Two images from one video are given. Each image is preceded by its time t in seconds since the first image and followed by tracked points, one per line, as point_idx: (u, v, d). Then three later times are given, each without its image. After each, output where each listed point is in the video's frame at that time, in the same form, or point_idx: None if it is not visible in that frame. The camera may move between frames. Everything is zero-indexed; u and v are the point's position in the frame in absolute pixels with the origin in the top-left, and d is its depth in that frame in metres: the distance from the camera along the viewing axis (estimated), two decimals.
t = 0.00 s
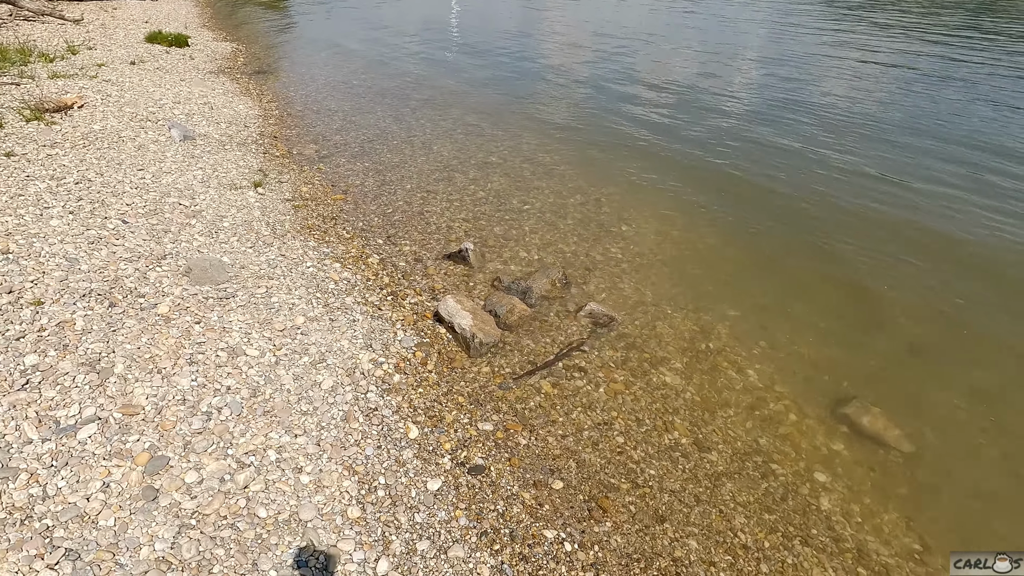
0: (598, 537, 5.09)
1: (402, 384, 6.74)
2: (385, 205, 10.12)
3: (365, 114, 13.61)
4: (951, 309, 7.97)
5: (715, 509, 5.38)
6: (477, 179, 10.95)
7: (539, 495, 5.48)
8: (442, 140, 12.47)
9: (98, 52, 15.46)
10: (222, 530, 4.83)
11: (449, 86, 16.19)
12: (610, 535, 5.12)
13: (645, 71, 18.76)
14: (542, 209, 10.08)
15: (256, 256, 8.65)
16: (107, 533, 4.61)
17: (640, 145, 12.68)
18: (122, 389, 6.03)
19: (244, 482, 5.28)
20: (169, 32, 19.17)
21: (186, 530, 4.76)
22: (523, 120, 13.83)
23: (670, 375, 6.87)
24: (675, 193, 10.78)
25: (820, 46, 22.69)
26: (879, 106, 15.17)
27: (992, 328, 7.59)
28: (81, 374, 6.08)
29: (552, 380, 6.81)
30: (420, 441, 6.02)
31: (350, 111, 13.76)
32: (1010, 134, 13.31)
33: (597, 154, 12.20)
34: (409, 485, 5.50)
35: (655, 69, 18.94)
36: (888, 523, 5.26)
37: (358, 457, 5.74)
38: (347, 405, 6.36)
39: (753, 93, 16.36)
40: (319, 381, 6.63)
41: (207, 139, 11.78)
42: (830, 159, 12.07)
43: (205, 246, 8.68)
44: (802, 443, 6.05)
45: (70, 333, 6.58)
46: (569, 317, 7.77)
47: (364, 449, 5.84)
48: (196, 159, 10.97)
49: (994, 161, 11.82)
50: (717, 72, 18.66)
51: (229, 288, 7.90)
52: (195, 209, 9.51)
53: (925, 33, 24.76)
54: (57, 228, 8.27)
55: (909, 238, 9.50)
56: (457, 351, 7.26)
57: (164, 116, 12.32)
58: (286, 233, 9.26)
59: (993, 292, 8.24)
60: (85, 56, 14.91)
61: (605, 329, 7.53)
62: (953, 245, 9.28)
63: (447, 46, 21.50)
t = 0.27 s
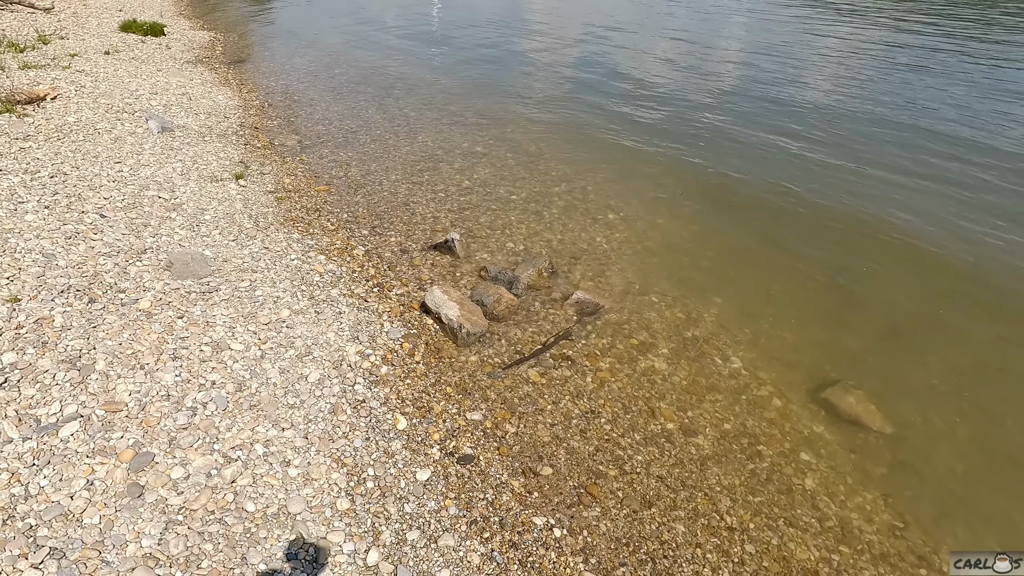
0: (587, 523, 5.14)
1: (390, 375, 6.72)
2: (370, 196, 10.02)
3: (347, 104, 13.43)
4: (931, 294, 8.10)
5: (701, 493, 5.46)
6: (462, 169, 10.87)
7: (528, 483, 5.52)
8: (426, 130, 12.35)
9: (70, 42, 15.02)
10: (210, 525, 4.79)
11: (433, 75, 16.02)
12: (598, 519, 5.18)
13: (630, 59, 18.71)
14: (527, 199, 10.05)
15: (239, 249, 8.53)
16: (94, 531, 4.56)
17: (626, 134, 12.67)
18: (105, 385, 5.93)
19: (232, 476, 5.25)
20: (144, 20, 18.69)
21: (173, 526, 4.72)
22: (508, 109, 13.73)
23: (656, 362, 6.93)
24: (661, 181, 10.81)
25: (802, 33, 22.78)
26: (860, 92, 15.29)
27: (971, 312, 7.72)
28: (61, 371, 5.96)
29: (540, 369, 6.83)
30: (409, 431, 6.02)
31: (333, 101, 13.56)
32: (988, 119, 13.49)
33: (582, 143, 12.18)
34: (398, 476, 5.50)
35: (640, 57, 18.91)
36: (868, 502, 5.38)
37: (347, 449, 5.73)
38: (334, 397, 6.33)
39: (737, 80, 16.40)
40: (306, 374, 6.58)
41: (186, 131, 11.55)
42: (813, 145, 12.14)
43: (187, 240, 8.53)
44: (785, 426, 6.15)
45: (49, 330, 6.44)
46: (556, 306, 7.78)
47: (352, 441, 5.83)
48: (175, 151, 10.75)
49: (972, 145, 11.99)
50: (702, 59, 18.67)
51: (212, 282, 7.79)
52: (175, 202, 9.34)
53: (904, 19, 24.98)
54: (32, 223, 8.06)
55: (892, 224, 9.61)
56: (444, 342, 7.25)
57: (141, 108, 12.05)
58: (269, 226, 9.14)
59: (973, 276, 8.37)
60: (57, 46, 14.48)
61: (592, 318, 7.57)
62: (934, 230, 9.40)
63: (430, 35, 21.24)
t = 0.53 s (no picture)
0: (578, 509, 5.19)
1: (379, 367, 6.70)
2: (356, 188, 9.92)
3: (332, 94, 13.26)
4: (921, 283, 8.14)
5: (690, 478, 5.52)
6: (449, 160, 10.80)
7: (519, 471, 5.55)
8: (412, 120, 12.24)
9: (43, 31, 14.61)
10: (200, 520, 4.77)
11: (418, 64, 15.85)
12: (589, 506, 5.23)
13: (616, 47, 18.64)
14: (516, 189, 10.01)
15: (224, 243, 8.42)
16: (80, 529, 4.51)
17: (613, 123, 12.66)
18: (88, 382, 5.84)
19: (220, 471, 5.20)
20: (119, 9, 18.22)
21: (162, 522, 4.69)
22: (495, 99, 13.62)
23: (645, 350, 6.98)
24: (648, 169, 10.82)
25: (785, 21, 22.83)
26: (845, 78, 15.35)
27: (957, 301, 7.79)
28: (43, 368, 5.85)
29: (531, 359, 6.86)
30: (399, 422, 6.02)
31: (317, 91, 13.38)
32: (971, 104, 13.59)
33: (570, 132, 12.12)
34: (389, 467, 5.50)
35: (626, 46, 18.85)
36: (853, 484, 5.48)
37: (337, 442, 5.71)
38: (323, 390, 6.29)
39: (723, 69, 16.43)
40: (294, 367, 6.53)
41: (166, 123, 11.33)
42: (800, 133, 12.18)
43: (169, 234, 8.39)
44: (772, 411, 6.24)
45: (29, 327, 6.31)
46: (545, 296, 7.78)
47: (342, 433, 5.81)
48: (155, 144, 10.55)
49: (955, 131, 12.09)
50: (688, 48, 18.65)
51: (196, 276, 7.68)
52: (157, 195, 9.17)
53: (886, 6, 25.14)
54: (9, 218, 7.87)
55: (879, 212, 9.67)
56: (434, 332, 7.24)
57: (120, 99, 11.78)
58: (254, 219, 9.02)
59: (957, 264, 8.47)
60: (29, 36, 14.08)
61: (581, 307, 7.58)
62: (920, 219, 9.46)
63: (415, 24, 20.98)
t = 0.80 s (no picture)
0: (570, 500, 5.22)
1: (370, 361, 6.67)
2: (344, 181, 9.82)
3: (317, 86, 13.08)
4: (906, 271, 8.20)
5: (681, 467, 5.57)
6: (438, 152, 10.72)
7: (511, 463, 5.56)
8: (399, 112, 12.12)
9: (18, 23, 14.23)
10: (190, 518, 4.72)
11: (404, 54, 15.66)
12: (582, 496, 5.26)
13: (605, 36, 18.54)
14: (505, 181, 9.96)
15: (210, 238, 8.30)
16: (68, 530, 4.45)
17: (602, 112, 12.60)
18: (73, 381, 5.75)
19: (211, 469, 5.16)
20: None
21: (152, 521, 4.64)
22: (484, 90, 13.48)
23: (636, 340, 7.00)
24: (638, 159, 10.81)
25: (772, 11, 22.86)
26: (831, 68, 15.41)
27: (950, 293, 7.78)
28: (27, 368, 5.74)
29: (522, 351, 6.85)
30: (391, 416, 6.00)
31: (302, 83, 13.19)
32: (955, 95, 13.70)
33: (559, 123, 12.06)
34: (381, 462, 5.49)
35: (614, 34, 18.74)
36: (840, 470, 5.55)
37: (328, 437, 5.68)
38: (314, 386, 6.25)
39: (712, 58, 16.39)
40: (284, 363, 6.48)
41: (148, 116, 11.12)
42: (789, 122, 12.17)
43: (154, 230, 8.25)
44: (761, 399, 6.30)
45: (11, 326, 6.18)
46: (535, 288, 7.77)
47: (333, 428, 5.78)
48: (137, 138, 10.35)
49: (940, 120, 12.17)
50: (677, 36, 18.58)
51: (182, 272, 7.57)
52: (140, 190, 9.01)
53: None
54: None
55: (871, 202, 9.67)
56: (424, 326, 7.22)
57: (100, 92, 11.53)
58: (240, 213, 8.90)
59: (942, 252, 8.55)
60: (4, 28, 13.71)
61: (571, 298, 7.58)
62: (911, 210, 9.46)
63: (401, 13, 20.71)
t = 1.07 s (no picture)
0: (562, 491, 5.23)
1: (360, 356, 6.62)
2: (332, 175, 9.72)
3: (304, 79, 12.91)
4: (894, 262, 8.21)
5: (672, 458, 5.59)
6: (427, 145, 10.63)
7: (503, 456, 5.56)
8: (388, 105, 11.99)
9: None
10: (180, 517, 4.68)
11: (392, 46, 15.47)
12: (574, 487, 5.28)
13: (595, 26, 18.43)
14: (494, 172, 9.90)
15: (197, 234, 8.19)
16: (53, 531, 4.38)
17: (595, 103, 12.51)
18: (59, 380, 5.66)
19: (200, 467, 5.11)
20: None
21: (141, 520, 4.59)
22: (473, 83, 13.35)
23: (626, 332, 7.00)
24: (630, 151, 10.77)
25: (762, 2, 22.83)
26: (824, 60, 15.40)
27: (936, 285, 7.80)
28: (10, 368, 5.64)
29: (513, 344, 6.83)
30: (382, 411, 5.97)
31: (288, 75, 13.00)
32: (948, 87, 13.66)
33: (549, 115, 12.01)
34: (373, 456, 5.46)
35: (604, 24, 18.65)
36: (829, 458, 5.60)
37: (319, 433, 5.64)
38: (304, 381, 6.20)
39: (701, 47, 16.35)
40: (274, 359, 6.42)
41: (132, 111, 10.94)
42: (781, 113, 12.16)
43: (139, 226, 8.12)
44: (750, 388, 6.34)
45: None
46: (526, 281, 7.74)
47: (324, 424, 5.74)
48: (120, 133, 10.18)
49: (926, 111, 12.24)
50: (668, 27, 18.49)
51: (169, 269, 7.46)
52: (124, 186, 8.87)
53: None
54: None
55: (865, 195, 9.64)
56: (415, 320, 7.18)
57: (81, 87, 11.30)
58: (227, 209, 8.78)
59: (938, 247, 8.49)
60: None
61: (562, 291, 7.57)
62: (904, 203, 9.46)
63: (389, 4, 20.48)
